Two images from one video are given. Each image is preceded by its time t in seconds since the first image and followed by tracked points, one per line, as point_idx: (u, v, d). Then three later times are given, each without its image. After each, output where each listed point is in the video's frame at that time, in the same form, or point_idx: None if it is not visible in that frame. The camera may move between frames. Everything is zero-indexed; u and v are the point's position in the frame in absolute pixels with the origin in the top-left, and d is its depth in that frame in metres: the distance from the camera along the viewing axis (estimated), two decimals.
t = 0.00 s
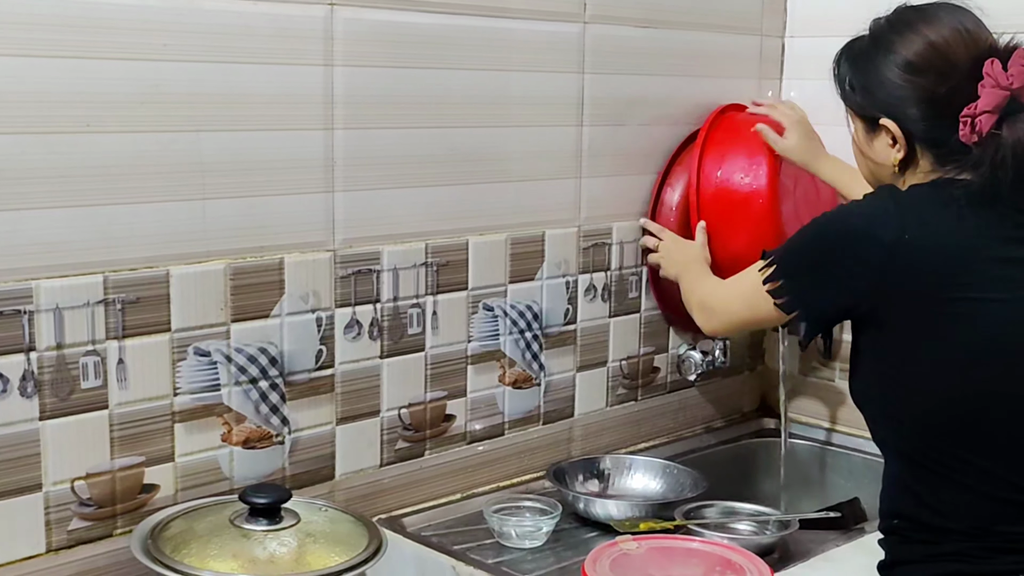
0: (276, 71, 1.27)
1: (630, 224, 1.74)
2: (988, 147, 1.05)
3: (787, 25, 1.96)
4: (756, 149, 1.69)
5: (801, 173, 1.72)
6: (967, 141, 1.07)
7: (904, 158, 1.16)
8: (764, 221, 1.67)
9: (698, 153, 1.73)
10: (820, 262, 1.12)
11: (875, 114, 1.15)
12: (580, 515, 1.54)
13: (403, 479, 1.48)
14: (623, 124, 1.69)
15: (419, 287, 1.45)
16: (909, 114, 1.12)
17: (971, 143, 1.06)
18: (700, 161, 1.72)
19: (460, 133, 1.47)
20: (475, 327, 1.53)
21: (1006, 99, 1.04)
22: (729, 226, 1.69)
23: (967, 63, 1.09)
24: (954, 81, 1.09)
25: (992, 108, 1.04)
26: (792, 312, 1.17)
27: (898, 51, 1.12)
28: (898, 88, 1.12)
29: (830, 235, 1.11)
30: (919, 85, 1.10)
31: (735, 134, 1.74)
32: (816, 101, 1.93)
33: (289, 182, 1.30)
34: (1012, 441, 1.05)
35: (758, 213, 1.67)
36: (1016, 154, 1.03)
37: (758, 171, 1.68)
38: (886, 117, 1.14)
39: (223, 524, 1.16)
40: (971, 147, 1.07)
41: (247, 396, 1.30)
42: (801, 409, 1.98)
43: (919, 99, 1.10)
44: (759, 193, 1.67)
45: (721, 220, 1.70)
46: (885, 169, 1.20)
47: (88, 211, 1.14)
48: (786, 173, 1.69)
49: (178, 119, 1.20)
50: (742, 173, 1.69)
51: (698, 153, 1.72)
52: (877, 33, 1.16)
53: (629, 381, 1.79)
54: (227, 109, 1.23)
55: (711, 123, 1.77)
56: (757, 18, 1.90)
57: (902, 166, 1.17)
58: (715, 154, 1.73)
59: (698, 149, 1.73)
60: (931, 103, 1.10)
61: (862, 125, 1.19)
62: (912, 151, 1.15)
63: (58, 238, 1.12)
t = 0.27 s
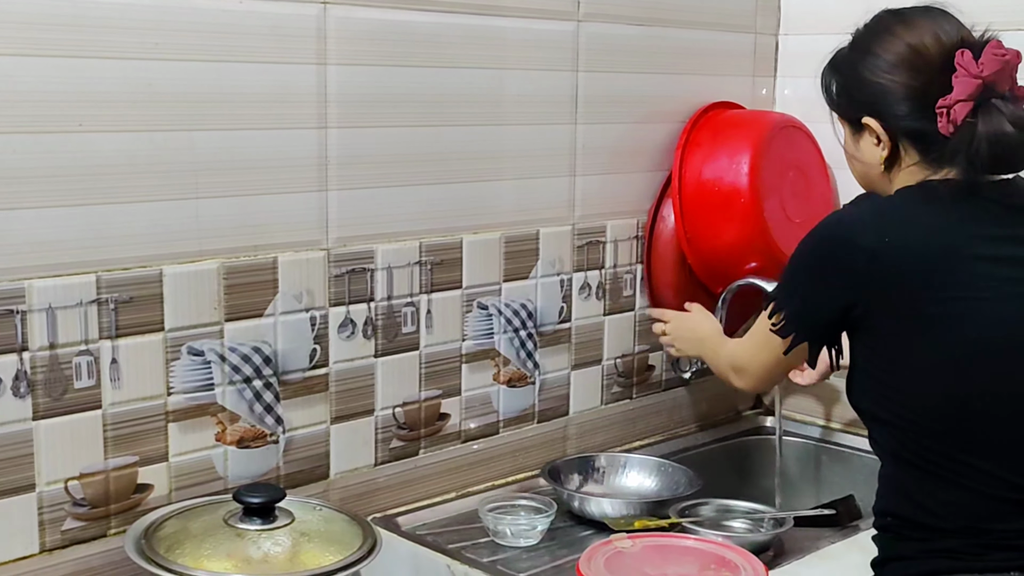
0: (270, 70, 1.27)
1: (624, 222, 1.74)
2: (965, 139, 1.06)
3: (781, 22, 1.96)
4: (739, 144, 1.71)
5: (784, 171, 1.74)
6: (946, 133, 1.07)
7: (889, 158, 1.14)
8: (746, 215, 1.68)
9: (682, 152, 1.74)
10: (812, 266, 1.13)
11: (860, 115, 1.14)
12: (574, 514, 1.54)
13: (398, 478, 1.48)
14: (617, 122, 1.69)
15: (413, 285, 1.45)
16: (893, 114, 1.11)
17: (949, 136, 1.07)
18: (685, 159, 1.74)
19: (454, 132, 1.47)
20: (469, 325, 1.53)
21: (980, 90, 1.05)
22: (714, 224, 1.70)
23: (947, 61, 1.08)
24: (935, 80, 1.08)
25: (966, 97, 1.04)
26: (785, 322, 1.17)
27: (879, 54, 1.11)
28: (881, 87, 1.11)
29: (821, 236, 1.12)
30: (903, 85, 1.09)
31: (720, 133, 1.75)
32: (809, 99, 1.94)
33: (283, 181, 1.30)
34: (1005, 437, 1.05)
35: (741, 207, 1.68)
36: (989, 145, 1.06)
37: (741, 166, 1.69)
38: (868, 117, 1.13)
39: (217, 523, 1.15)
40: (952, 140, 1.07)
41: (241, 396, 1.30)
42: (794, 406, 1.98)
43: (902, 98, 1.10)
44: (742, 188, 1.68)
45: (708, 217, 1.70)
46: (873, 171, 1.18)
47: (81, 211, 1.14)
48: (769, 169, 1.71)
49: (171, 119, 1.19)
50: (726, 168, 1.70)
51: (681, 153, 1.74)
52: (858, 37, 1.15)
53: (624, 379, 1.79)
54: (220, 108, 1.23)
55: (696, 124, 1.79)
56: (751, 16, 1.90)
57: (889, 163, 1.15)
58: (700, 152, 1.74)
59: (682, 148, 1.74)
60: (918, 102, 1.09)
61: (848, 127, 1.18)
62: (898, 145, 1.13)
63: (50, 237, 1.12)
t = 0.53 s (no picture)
0: (263, 72, 1.27)
1: (618, 224, 1.74)
2: (932, 128, 1.09)
3: (774, 23, 1.96)
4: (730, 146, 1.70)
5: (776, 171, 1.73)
6: (914, 126, 1.10)
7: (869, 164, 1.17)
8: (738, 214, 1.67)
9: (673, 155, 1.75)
10: (797, 268, 1.16)
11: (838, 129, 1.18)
12: (569, 516, 1.54)
13: (392, 480, 1.48)
14: (611, 124, 1.69)
15: (407, 288, 1.45)
16: (867, 120, 1.14)
17: (916, 129, 1.10)
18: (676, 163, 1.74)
19: (448, 134, 1.47)
20: (463, 328, 1.53)
21: (939, 81, 1.09)
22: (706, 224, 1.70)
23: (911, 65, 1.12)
24: (901, 80, 1.12)
25: (926, 86, 1.09)
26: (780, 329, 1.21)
27: (845, 70, 1.16)
28: (853, 97, 1.15)
29: (804, 239, 1.15)
30: (873, 91, 1.13)
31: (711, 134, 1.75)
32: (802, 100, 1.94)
33: (276, 184, 1.30)
34: (990, 430, 1.04)
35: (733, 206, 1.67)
36: (956, 134, 1.08)
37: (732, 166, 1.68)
38: (844, 127, 1.17)
39: (211, 527, 1.15)
40: (920, 132, 1.10)
41: (235, 399, 1.30)
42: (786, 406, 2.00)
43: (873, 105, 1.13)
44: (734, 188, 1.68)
45: (700, 218, 1.71)
46: (858, 184, 1.19)
47: (74, 214, 1.14)
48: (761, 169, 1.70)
49: (164, 122, 1.19)
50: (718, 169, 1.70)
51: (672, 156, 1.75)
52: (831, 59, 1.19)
53: (618, 380, 1.79)
54: (213, 111, 1.23)
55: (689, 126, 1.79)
56: (744, 17, 1.90)
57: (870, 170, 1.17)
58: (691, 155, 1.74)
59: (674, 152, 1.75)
60: (889, 105, 1.12)
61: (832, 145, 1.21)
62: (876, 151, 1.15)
63: (43, 241, 1.12)
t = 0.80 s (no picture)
0: (257, 73, 1.27)
1: (613, 224, 1.74)
2: (910, 133, 1.12)
3: (768, 23, 1.96)
4: (727, 146, 1.70)
5: (772, 170, 1.73)
6: (892, 131, 1.13)
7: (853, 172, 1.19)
8: (733, 215, 1.67)
9: (669, 154, 1.75)
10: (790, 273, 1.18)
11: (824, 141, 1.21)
12: (565, 515, 1.54)
13: (387, 481, 1.48)
14: (605, 123, 1.69)
15: (402, 288, 1.45)
16: (850, 130, 1.17)
17: (893, 135, 1.13)
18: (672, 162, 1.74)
19: (442, 134, 1.47)
20: (459, 328, 1.53)
21: (915, 88, 1.12)
22: (701, 224, 1.70)
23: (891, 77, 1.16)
24: (880, 92, 1.15)
25: (905, 94, 1.12)
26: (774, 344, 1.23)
27: (828, 85, 1.20)
28: (836, 108, 1.18)
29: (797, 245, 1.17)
30: (854, 102, 1.16)
31: (707, 134, 1.75)
32: (797, 99, 1.94)
33: (271, 184, 1.30)
34: (981, 422, 1.04)
35: (728, 206, 1.67)
36: (934, 138, 1.11)
37: (728, 166, 1.68)
38: (828, 139, 1.20)
39: (206, 528, 1.15)
40: (899, 139, 1.13)
41: (230, 400, 1.30)
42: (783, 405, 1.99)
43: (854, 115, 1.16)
44: (729, 188, 1.67)
45: (696, 218, 1.71)
46: (842, 193, 1.22)
47: (67, 215, 1.13)
48: (757, 168, 1.70)
49: (157, 123, 1.19)
50: (714, 169, 1.70)
51: (668, 154, 1.75)
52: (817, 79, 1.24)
53: (614, 380, 1.79)
54: (207, 112, 1.23)
55: (684, 125, 1.79)
56: (738, 17, 1.90)
57: (853, 179, 1.20)
58: (687, 154, 1.74)
59: (669, 151, 1.75)
60: (869, 115, 1.15)
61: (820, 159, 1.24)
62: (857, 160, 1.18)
63: (36, 242, 1.12)
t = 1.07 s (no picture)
0: (255, 73, 1.27)
1: (611, 224, 1.74)
2: (873, 163, 1.17)
3: (765, 23, 1.96)
4: (724, 146, 1.70)
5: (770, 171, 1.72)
6: (857, 161, 1.18)
7: (818, 201, 1.25)
8: (729, 216, 1.67)
9: (666, 155, 1.75)
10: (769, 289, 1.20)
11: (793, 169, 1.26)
12: (563, 516, 1.54)
13: (385, 482, 1.48)
14: (603, 124, 1.69)
15: (400, 288, 1.45)
16: (817, 159, 1.22)
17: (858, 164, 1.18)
18: (669, 163, 1.75)
19: (440, 134, 1.47)
20: (457, 328, 1.53)
21: (880, 121, 1.17)
22: (697, 225, 1.70)
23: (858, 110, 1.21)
24: (845, 125, 1.21)
25: (868, 127, 1.17)
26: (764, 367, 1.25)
27: (797, 117, 1.26)
28: (805, 138, 1.23)
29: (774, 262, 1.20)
30: (822, 132, 1.21)
31: (705, 135, 1.75)
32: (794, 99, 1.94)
33: (268, 185, 1.30)
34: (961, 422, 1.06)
35: (724, 207, 1.67)
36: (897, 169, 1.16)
37: (725, 167, 1.68)
38: (796, 169, 1.25)
39: (204, 529, 1.15)
40: (861, 170, 1.18)
41: (228, 400, 1.30)
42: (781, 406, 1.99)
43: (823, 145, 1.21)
44: (726, 188, 1.67)
45: (693, 218, 1.71)
46: (809, 220, 1.27)
47: (65, 216, 1.13)
48: (754, 169, 1.70)
49: (155, 123, 1.19)
50: (711, 170, 1.70)
51: (665, 155, 1.75)
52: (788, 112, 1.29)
53: (611, 380, 1.79)
54: (205, 112, 1.23)
55: (682, 126, 1.79)
56: (735, 17, 1.90)
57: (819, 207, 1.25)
58: (684, 155, 1.74)
59: (665, 151, 1.75)
60: (833, 146, 1.20)
61: (788, 187, 1.30)
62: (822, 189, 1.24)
63: (34, 243, 1.12)
